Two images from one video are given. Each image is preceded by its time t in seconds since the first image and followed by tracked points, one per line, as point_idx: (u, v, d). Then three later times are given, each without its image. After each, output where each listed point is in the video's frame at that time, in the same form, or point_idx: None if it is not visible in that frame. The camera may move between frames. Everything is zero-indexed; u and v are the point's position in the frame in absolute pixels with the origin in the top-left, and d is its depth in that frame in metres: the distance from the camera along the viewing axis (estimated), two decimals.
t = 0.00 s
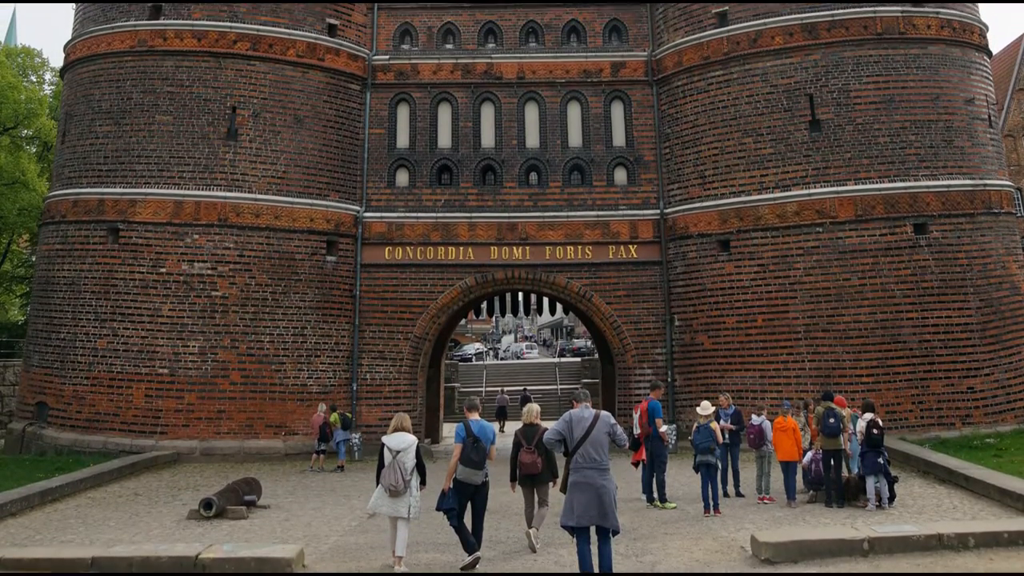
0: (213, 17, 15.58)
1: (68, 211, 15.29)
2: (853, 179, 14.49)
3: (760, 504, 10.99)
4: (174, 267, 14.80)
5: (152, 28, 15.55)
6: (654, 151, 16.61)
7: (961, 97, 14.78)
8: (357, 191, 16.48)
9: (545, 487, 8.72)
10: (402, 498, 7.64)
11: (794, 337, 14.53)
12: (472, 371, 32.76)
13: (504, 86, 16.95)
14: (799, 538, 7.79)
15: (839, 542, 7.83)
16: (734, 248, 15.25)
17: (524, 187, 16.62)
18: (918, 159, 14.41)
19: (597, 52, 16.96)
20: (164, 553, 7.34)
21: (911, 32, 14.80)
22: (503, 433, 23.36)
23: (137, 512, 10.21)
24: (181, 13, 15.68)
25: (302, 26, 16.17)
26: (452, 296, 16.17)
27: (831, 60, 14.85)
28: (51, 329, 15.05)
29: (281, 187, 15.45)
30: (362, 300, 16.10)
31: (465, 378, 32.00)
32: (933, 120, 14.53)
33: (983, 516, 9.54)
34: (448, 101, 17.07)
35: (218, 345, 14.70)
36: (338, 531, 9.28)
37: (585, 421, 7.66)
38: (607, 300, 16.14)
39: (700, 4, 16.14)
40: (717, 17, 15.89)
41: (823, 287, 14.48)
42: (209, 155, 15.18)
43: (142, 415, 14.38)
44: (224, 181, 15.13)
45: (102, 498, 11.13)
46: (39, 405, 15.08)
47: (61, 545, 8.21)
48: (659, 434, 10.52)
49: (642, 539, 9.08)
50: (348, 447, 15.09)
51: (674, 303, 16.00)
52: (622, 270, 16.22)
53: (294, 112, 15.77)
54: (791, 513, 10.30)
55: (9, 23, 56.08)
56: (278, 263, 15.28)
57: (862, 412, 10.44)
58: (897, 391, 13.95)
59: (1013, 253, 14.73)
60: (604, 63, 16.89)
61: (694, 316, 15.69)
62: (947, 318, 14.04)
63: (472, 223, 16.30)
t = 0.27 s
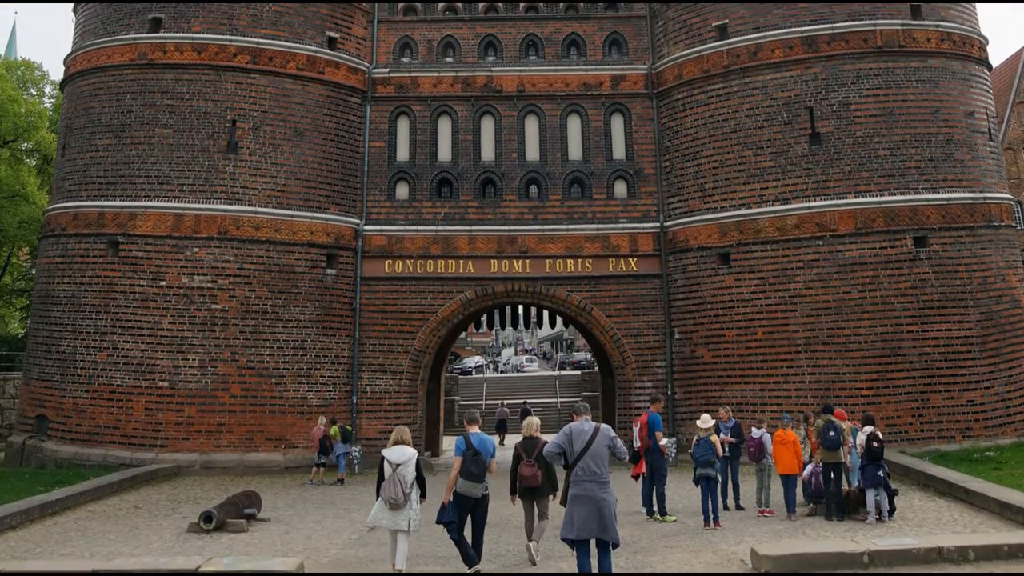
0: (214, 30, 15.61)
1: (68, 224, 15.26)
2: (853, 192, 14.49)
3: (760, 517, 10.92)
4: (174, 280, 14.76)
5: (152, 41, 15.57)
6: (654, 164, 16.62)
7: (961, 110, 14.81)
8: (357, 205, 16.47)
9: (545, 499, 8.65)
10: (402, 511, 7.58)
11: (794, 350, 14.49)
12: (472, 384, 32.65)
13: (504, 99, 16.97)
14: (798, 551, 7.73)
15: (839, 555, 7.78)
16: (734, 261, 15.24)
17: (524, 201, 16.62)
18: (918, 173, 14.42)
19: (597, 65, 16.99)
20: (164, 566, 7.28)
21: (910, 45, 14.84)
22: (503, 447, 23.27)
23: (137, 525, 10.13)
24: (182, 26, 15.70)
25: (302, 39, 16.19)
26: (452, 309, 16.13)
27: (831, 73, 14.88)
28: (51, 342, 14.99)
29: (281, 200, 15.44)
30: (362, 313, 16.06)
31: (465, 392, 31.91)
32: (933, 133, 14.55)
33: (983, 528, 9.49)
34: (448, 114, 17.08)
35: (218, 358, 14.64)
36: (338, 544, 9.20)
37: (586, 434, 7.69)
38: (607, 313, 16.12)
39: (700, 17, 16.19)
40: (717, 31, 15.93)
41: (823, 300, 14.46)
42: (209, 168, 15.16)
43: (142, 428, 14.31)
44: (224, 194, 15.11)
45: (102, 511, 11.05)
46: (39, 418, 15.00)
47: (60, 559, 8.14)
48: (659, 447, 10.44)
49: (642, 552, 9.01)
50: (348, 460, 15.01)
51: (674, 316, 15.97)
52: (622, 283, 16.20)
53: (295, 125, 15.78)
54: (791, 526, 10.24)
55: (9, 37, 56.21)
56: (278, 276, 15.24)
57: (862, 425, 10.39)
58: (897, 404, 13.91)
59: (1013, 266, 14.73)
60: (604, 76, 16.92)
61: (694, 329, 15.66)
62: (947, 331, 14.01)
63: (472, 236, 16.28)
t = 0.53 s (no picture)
0: (214, 44, 15.62)
1: (68, 238, 15.23)
2: (853, 207, 14.49)
3: (760, 531, 10.86)
4: (174, 294, 14.72)
5: (152, 55, 15.57)
6: (654, 178, 16.64)
7: (961, 124, 14.84)
8: (357, 219, 16.46)
9: (545, 514, 8.54)
10: (402, 525, 7.52)
11: (794, 364, 14.46)
12: (472, 398, 32.55)
13: (504, 113, 17.00)
14: (798, 565, 7.67)
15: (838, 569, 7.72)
16: (734, 275, 15.23)
17: (524, 215, 16.62)
18: (918, 187, 14.43)
19: (597, 79, 17.03)
20: None
21: (910, 59, 14.88)
22: (503, 461, 23.18)
23: (138, 539, 10.06)
24: (182, 40, 15.71)
25: (302, 53, 16.21)
26: (452, 323, 16.11)
27: (831, 87, 14.91)
28: (51, 356, 14.93)
29: (281, 214, 15.42)
30: (362, 327, 16.03)
31: (465, 406, 31.81)
32: (933, 147, 14.58)
33: (983, 542, 9.43)
34: (448, 128, 17.10)
35: (218, 372, 14.59)
36: (339, 559, 9.14)
37: (586, 448, 7.77)
38: (607, 327, 16.09)
39: (700, 31, 16.23)
40: (717, 45, 15.97)
41: (823, 314, 14.44)
42: (209, 182, 15.15)
43: (142, 441, 14.25)
44: (224, 209, 15.09)
45: (102, 525, 10.97)
46: (39, 432, 14.94)
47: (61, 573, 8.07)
48: (659, 461, 10.35)
49: (642, 567, 8.95)
50: (349, 474, 14.93)
51: (675, 330, 15.95)
52: (622, 297, 16.18)
53: (295, 139, 15.78)
54: (790, 540, 10.18)
55: (9, 51, 56.37)
56: (279, 290, 15.22)
57: (862, 439, 10.41)
58: (898, 418, 13.88)
59: (1013, 280, 14.73)
60: (604, 90, 16.95)
61: (694, 343, 15.63)
62: (947, 344, 13.99)
63: (472, 250, 16.28)
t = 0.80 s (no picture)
0: (214, 60, 15.65)
1: (68, 253, 15.20)
2: (853, 222, 14.50)
3: (760, 547, 10.79)
4: (174, 309, 14.67)
5: (152, 70, 15.58)
6: (654, 193, 16.65)
7: (961, 139, 14.87)
8: (357, 234, 16.44)
9: (544, 529, 8.49)
10: (402, 541, 7.46)
11: (794, 380, 14.43)
12: (471, 413, 32.42)
13: (504, 128, 17.02)
14: None
15: None
16: (734, 291, 15.21)
17: (524, 230, 16.62)
18: (918, 202, 14.44)
19: (597, 95, 17.05)
20: None
21: (910, 75, 14.90)
22: (503, 476, 23.07)
23: (138, 554, 9.97)
24: (182, 55, 15.72)
25: (302, 68, 16.23)
26: (452, 338, 16.07)
27: (831, 102, 14.93)
28: (51, 372, 14.86)
29: (281, 230, 15.40)
30: (362, 342, 15.99)
31: (465, 421, 31.72)
32: (933, 162, 14.60)
33: (982, 558, 9.37)
34: (448, 143, 17.12)
35: (218, 388, 14.53)
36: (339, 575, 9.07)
37: (585, 463, 7.69)
38: (607, 342, 16.07)
39: (700, 47, 16.25)
40: (717, 60, 15.97)
41: (823, 329, 14.42)
42: (209, 198, 15.14)
43: (142, 457, 14.17)
44: (224, 224, 15.07)
45: (102, 540, 10.88)
46: (39, 448, 14.87)
47: None
48: (659, 477, 10.25)
49: None
50: (349, 489, 14.84)
51: (675, 345, 15.92)
52: (622, 313, 16.17)
53: (294, 154, 15.78)
54: (791, 556, 10.12)
55: (9, 66, 56.50)
56: (279, 305, 15.18)
57: (862, 454, 10.27)
58: (898, 434, 13.84)
59: (1013, 296, 14.72)
60: (604, 106, 16.99)
61: (694, 359, 15.60)
62: (947, 360, 13.96)
63: (472, 265, 16.26)
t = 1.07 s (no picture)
0: (214, 76, 15.67)
1: (68, 269, 15.16)
2: (853, 238, 14.50)
3: (760, 563, 10.74)
4: (174, 325, 14.62)
5: (152, 86, 15.59)
6: (654, 209, 16.66)
7: (961, 155, 14.90)
8: (357, 250, 16.44)
9: (545, 545, 8.40)
10: (402, 557, 7.39)
11: (794, 396, 14.39)
12: (471, 429, 32.30)
13: (504, 144, 17.05)
14: None
15: None
16: (734, 307, 15.20)
17: (524, 246, 16.62)
18: (918, 218, 14.46)
19: (597, 111, 17.10)
20: None
21: (911, 91, 14.93)
22: (503, 493, 22.95)
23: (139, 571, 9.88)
24: (182, 71, 15.73)
25: (302, 84, 16.24)
26: (452, 354, 16.05)
27: (831, 118, 14.95)
28: (51, 388, 14.79)
29: (281, 245, 15.38)
30: (362, 359, 15.96)
31: (465, 437, 31.60)
32: (933, 178, 14.62)
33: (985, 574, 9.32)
34: (448, 159, 17.15)
35: (218, 404, 14.46)
36: None
37: (586, 479, 7.64)
38: (607, 358, 16.06)
39: (700, 63, 16.27)
40: (717, 76, 15.99)
41: (823, 345, 14.39)
42: (209, 214, 15.12)
43: (142, 473, 14.08)
44: (224, 240, 15.05)
45: (102, 556, 10.80)
46: (39, 464, 14.77)
47: None
48: (659, 493, 10.14)
49: None
50: (349, 505, 14.74)
51: (675, 361, 15.90)
52: (622, 329, 16.16)
53: (294, 170, 15.78)
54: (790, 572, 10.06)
55: (9, 81, 56.66)
56: (279, 321, 15.14)
57: (862, 470, 10.27)
58: (898, 450, 13.79)
59: (1013, 312, 14.72)
60: (604, 122, 17.02)
61: (694, 375, 15.57)
62: (947, 376, 13.94)
63: (472, 281, 16.26)
